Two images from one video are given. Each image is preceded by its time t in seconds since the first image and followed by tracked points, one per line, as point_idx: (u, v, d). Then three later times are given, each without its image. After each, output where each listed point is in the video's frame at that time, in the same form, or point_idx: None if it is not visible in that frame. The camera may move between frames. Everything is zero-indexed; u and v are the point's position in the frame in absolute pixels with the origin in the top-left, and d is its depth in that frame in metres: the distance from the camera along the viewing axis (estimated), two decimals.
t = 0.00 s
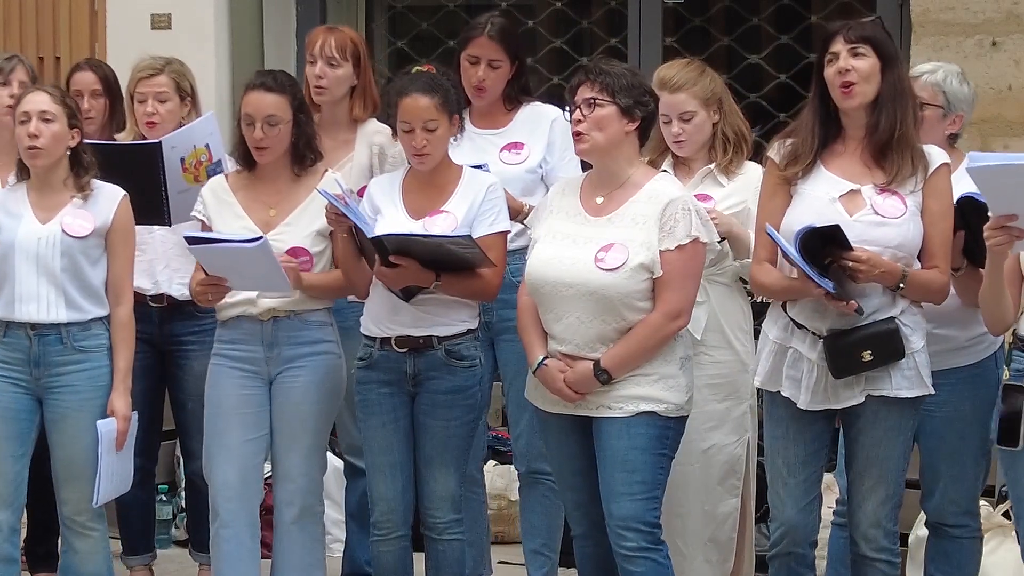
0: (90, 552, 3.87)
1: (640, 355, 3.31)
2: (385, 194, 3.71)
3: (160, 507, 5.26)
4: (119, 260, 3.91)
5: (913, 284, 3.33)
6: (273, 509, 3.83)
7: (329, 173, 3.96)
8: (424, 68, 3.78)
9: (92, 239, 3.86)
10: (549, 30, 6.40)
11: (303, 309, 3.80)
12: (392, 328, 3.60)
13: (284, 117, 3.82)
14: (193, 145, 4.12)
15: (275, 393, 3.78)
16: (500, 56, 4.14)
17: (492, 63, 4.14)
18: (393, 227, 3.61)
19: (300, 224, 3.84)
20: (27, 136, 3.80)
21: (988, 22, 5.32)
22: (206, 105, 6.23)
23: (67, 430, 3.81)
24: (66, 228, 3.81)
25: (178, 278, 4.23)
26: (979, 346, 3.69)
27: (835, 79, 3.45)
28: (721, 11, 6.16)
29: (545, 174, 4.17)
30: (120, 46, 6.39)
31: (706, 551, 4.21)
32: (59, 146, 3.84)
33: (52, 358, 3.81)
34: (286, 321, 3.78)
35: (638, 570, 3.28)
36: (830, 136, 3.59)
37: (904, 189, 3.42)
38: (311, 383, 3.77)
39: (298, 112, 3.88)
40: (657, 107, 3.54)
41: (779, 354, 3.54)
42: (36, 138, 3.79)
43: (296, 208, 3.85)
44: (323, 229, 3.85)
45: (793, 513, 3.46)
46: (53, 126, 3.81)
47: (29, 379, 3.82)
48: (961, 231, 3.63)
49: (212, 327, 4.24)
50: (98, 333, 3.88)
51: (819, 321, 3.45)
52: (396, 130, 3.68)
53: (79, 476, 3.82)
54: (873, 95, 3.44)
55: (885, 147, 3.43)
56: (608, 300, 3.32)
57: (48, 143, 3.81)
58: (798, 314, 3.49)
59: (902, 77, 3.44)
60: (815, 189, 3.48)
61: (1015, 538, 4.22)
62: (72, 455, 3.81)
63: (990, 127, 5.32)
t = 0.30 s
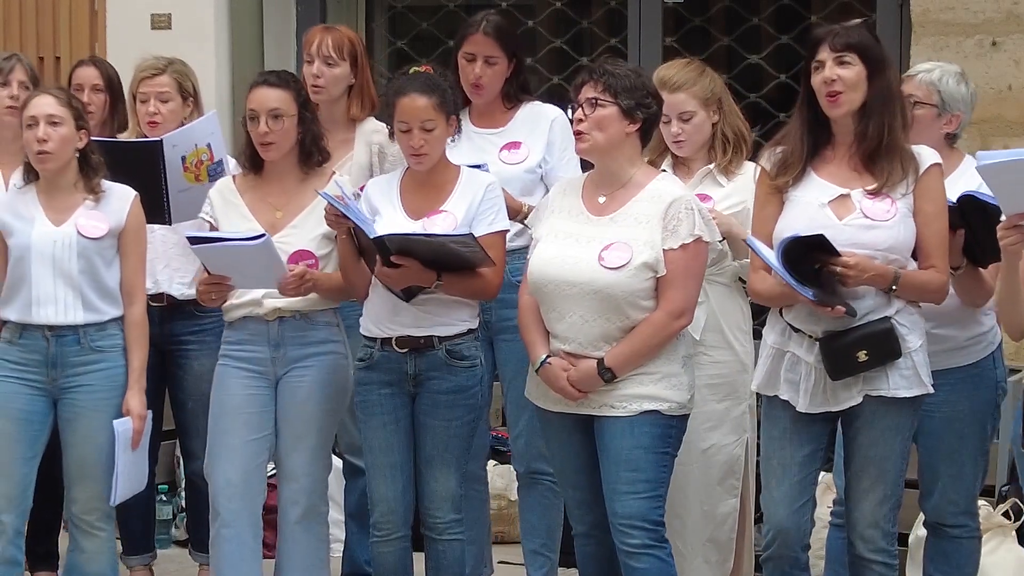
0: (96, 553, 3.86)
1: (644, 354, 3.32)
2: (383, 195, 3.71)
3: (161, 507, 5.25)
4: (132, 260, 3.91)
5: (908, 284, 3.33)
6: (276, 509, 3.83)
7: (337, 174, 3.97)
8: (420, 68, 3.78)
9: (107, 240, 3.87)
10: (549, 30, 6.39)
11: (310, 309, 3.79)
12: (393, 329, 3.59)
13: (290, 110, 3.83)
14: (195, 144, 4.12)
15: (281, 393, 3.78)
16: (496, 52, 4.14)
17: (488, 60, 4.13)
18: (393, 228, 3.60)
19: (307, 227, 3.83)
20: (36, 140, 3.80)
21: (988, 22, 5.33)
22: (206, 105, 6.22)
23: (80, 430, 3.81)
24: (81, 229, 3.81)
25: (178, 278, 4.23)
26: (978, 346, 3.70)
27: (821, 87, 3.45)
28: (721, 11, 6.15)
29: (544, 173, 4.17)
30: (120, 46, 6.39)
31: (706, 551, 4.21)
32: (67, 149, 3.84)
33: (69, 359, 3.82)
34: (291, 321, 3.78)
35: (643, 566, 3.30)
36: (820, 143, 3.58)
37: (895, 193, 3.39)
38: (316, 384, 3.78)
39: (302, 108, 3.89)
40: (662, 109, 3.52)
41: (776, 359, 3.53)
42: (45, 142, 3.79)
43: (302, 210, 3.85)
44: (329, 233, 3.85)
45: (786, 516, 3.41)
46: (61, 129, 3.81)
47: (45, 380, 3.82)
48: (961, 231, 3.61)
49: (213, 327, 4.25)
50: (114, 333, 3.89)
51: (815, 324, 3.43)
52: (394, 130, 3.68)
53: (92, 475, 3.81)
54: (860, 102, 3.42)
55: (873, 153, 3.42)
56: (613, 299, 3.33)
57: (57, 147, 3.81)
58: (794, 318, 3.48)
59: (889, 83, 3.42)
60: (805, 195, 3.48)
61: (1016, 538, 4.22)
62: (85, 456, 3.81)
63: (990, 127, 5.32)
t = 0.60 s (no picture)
0: (105, 553, 3.85)
1: (645, 353, 3.32)
2: (383, 196, 3.71)
3: (161, 507, 5.24)
4: (145, 263, 3.92)
5: (887, 283, 3.25)
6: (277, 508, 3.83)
7: (338, 174, 3.97)
8: (424, 69, 3.77)
9: (123, 244, 3.87)
10: (549, 30, 6.39)
11: (311, 310, 3.79)
12: (390, 328, 3.60)
13: (289, 105, 3.84)
14: (198, 147, 4.12)
15: (281, 393, 3.78)
16: (491, 40, 4.15)
17: (486, 48, 4.15)
18: (391, 229, 3.61)
19: (308, 227, 3.83)
20: (50, 141, 3.79)
21: (988, 22, 5.34)
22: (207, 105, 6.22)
23: (96, 430, 3.81)
24: (98, 232, 3.81)
25: (178, 279, 4.23)
26: (969, 346, 3.71)
27: (798, 86, 3.40)
28: (721, 11, 6.15)
29: (546, 177, 4.16)
30: (120, 46, 6.37)
31: (703, 552, 4.21)
32: (81, 150, 3.84)
33: (88, 361, 3.82)
34: (292, 321, 3.77)
35: (644, 565, 3.30)
36: (801, 146, 3.52)
37: (872, 192, 3.32)
38: (316, 384, 3.77)
39: (303, 104, 3.89)
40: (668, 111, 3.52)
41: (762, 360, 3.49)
42: (59, 143, 3.79)
43: (303, 211, 3.85)
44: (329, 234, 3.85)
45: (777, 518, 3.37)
46: (76, 129, 3.81)
47: (62, 382, 3.82)
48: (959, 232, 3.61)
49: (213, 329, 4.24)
50: (129, 335, 3.89)
51: (795, 326, 3.38)
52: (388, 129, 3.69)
53: (105, 475, 3.82)
54: (837, 100, 3.37)
55: (851, 152, 3.36)
56: (616, 298, 3.34)
57: (72, 148, 3.80)
58: (776, 319, 3.44)
59: (868, 81, 3.37)
60: (786, 198, 3.42)
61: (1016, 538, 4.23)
62: (100, 455, 3.82)
63: (990, 127, 5.33)
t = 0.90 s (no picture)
0: (105, 554, 3.85)
1: (647, 354, 3.33)
2: (384, 197, 3.71)
3: (161, 508, 5.24)
4: (146, 265, 3.91)
5: (862, 280, 3.22)
6: (277, 509, 3.82)
7: (338, 174, 3.96)
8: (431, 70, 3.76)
9: (122, 245, 3.87)
10: (549, 30, 6.39)
11: (311, 310, 3.79)
12: (387, 329, 3.60)
13: (290, 103, 3.84)
14: (200, 147, 4.11)
15: (280, 393, 3.77)
16: (492, 43, 4.15)
17: (486, 53, 4.16)
18: (390, 230, 3.61)
19: (306, 228, 3.83)
20: (52, 142, 3.79)
21: (988, 22, 5.34)
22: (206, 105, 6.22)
23: (96, 430, 3.81)
24: (95, 233, 3.81)
25: (181, 279, 4.23)
26: (960, 345, 3.71)
27: (783, 84, 3.38)
28: (721, 12, 6.15)
29: (546, 177, 4.16)
30: (120, 46, 6.37)
31: (701, 552, 4.20)
32: (85, 151, 3.84)
33: (85, 360, 3.81)
34: (292, 321, 3.77)
35: (643, 567, 3.31)
36: (789, 142, 3.51)
37: (854, 185, 3.30)
38: (316, 384, 3.76)
39: (303, 104, 3.89)
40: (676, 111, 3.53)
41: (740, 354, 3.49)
42: (62, 144, 3.78)
43: (302, 211, 3.84)
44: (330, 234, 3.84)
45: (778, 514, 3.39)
46: (79, 131, 3.80)
47: (60, 382, 3.81)
48: (956, 231, 3.58)
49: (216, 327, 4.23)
50: (128, 336, 3.89)
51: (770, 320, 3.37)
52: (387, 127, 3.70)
53: (103, 476, 3.82)
54: (822, 96, 3.34)
55: (834, 145, 3.33)
56: (619, 298, 3.35)
57: (74, 148, 3.80)
58: (754, 314, 3.43)
59: (852, 77, 3.34)
60: (770, 192, 3.41)
61: (1015, 539, 4.23)
62: (98, 456, 3.81)
63: (990, 127, 5.33)
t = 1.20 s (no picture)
0: (99, 554, 3.86)
1: (652, 355, 3.35)
2: (382, 196, 3.72)
3: (160, 508, 5.23)
4: (132, 267, 3.90)
5: (852, 287, 3.22)
6: (278, 509, 3.83)
7: (338, 174, 3.96)
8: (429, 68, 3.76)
9: (106, 246, 3.85)
10: (549, 30, 6.39)
11: (312, 310, 3.78)
12: (387, 329, 3.60)
13: (290, 103, 3.82)
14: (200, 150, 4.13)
15: (281, 394, 3.77)
16: (494, 53, 4.15)
17: (486, 62, 4.15)
18: (390, 230, 3.61)
19: (308, 230, 3.83)
20: (39, 144, 3.79)
21: (988, 23, 5.35)
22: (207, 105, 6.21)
23: (80, 431, 3.80)
24: (79, 234, 3.80)
25: (182, 279, 4.22)
26: (956, 345, 3.71)
27: (777, 103, 3.37)
28: (721, 12, 6.16)
29: (545, 175, 4.16)
30: (120, 46, 6.37)
31: (700, 552, 4.20)
32: (71, 153, 3.83)
33: (68, 361, 3.81)
34: (293, 322, 3.77)
35: (645, 570, 3.32)
36: (783, 145, 3.50)
37: (849, 191, 3.30)
38: (317, 385, 3.76)
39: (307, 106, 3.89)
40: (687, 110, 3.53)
41: (733, 355, 3.50)
42: (48, 146, 3.78)
43: (304, 213, 3.84)
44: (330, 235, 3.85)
45: (777, 517, 3.38)
46: (65, 133, 3.79)
47: (44, 383, 3.81)
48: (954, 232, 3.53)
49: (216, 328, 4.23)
50: (114, 336, 3.88)
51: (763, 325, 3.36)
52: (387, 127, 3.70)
53: (93, 477, 3.80)
54: (818, 110, 3.34)
55: (827, 154, 3.34)
56: (623, 298, 3.37)
57: (60, 151, 3.79)
58: (745, 317, 3.43)
59: (847, 88, 3.33)
60: (765, 195, 3.41)
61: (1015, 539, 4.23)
62: (88, 457, 3.80)
63: (990, 128, 5.34)
